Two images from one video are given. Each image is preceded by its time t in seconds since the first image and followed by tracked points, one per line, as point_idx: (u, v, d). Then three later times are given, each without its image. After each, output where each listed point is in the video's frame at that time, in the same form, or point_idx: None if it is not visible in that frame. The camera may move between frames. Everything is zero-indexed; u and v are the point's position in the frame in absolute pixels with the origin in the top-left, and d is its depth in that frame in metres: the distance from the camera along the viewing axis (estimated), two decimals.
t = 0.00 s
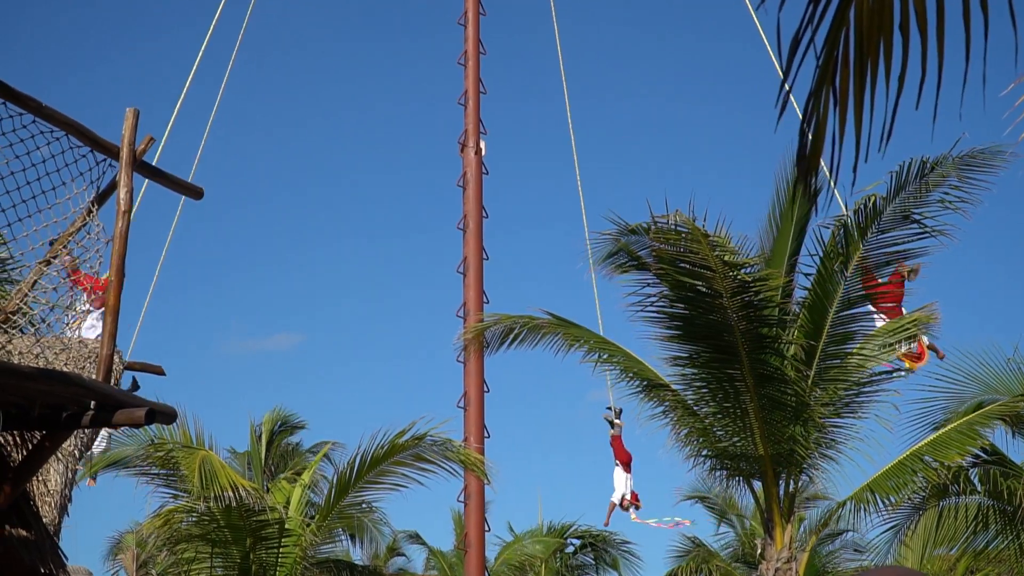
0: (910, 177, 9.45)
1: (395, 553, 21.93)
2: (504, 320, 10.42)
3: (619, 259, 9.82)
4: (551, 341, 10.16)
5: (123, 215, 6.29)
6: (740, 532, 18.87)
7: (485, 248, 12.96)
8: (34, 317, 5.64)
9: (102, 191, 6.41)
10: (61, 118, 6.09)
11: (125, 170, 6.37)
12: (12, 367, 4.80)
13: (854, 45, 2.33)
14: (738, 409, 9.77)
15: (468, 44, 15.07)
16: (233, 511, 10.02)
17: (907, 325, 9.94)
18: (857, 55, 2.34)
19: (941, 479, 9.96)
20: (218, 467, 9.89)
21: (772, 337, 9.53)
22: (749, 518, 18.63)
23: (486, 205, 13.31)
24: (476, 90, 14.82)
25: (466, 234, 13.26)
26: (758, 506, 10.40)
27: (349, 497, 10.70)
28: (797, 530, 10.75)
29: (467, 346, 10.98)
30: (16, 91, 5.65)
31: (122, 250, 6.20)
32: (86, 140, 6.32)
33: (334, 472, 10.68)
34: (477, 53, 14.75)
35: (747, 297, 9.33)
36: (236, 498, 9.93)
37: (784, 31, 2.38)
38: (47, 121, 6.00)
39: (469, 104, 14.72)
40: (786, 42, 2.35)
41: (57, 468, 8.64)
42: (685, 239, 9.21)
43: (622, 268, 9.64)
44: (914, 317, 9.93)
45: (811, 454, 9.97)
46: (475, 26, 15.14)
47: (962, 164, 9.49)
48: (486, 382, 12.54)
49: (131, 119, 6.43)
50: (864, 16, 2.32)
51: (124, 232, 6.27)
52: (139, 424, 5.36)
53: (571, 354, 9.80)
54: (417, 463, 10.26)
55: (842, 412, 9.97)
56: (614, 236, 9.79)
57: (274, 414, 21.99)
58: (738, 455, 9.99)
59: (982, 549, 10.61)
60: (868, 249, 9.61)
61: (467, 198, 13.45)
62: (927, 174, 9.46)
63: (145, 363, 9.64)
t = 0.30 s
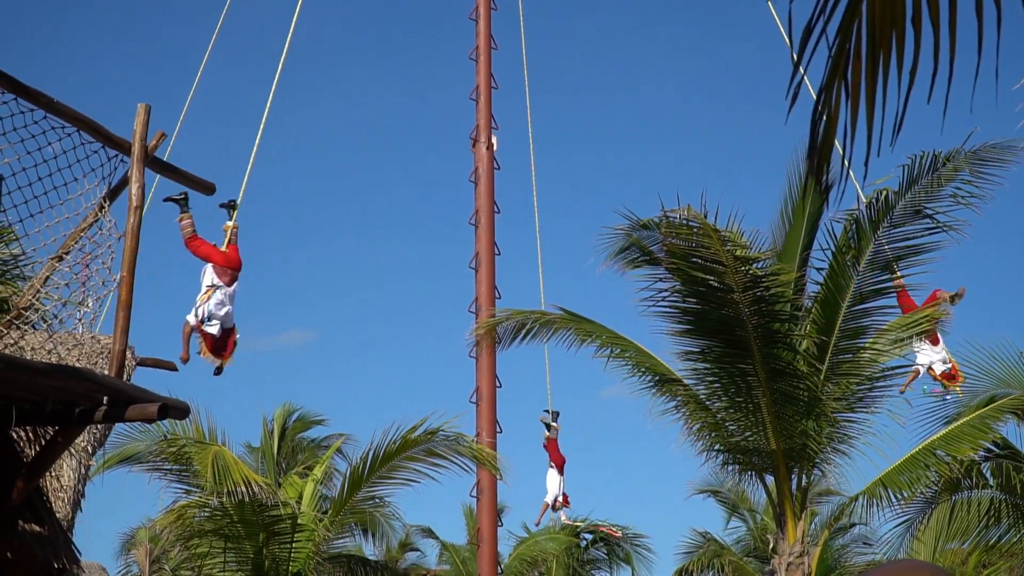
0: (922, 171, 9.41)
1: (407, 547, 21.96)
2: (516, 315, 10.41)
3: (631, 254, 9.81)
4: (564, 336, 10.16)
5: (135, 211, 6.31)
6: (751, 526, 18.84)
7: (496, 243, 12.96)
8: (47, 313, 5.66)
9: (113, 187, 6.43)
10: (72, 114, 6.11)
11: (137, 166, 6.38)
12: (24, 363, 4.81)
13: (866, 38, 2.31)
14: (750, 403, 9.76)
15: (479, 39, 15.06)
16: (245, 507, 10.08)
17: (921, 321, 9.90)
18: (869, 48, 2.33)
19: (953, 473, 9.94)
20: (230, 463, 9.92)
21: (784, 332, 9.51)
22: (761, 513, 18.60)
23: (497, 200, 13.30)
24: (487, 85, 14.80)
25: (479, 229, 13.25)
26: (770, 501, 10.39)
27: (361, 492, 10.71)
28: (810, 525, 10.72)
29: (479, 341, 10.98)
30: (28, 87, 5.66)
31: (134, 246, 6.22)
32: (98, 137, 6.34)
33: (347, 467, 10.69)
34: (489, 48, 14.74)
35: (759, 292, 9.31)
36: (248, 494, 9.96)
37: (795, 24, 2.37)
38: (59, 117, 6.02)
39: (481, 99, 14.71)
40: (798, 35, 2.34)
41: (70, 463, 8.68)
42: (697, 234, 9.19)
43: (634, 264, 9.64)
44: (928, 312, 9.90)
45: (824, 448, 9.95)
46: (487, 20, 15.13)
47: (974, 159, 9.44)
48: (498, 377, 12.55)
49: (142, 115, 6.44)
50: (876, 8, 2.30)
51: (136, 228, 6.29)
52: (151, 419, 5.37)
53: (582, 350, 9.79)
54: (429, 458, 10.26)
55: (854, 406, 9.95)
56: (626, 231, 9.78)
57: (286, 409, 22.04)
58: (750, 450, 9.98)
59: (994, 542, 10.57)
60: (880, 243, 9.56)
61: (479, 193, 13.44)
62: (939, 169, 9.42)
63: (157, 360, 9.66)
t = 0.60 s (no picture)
0: (934, 157, 9.35)
1: (419, 534, 22.01)
2: (527, 302, 10.39)
3: (642, 240, 9.79)
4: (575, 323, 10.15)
5: (146, 197, 6.31)
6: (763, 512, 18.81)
7: (507, 230, 12.94)
8: (58, 300, 5.67)
9: (124, 174, 6.43)
10: (82, 100, 6.10)
11: (148, 153, 6.38)
12: (35, 349, 4.82)
13: (870, 20, 2.29)
14: (761, 389, 9.74)
15: (490, 26, 15.02)
16: (257, 492, 10.09)
17: (932, 308, 9.86)
18: (873, 31, 2.31)
19: (964, 459, 9.91)
20: (242, 449, 9.95)
21: (795, 319, 9.48)
22: (773, 499, 18.56)
23: (508, 187, 13.28)
24: (499, 71, 14.76)
25: (490, 215, 13.24)
26: (782, 486, 10.37)
27: (373, 478, 10.73)
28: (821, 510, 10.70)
29: (490, 328, 10.97)
30: (38, 74, 5.66)
31: (145, 232, 6.22)
32: (109, 123, 6.34)
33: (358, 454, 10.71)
34: (499, 35, 14.70)
35: (769, 279, 9.28)
36: (260, 480, 9.99)
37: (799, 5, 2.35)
38: (69, 104, 6.02)
39: (492, 86, 14.67)
40: (801, 16, 2.31)
41: (81, 450, 8.71)
42: (708, 221, 9.16)
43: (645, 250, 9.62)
44: (938, 299, 9.84)
45: (835, 434, 9.93)
46: (497, 7, 15.08)
47: (986, 145, 9.38)
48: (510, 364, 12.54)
49: (153, 101, 6.44)
50: None
51: (147, 214, 6.29)
52: (163, 406, 5.37)
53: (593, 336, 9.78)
54: (441, 445, 10.28)
55: (866, 393, 9.91)
56: (637, 217, 9.75)
57: (297, 396, 22.10)
58: (761, 436, 9.97)
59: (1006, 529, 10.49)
60: (892, 229, 9.51)
61: (490, 179, 13.42)
62: (951, 155, 9.36)
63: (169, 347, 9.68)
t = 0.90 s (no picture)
0: (943, 144, 9.28)
1: (428, 521, 22.05)
2: (536, 289, 10.36)
3: (651, 226, 9.75)
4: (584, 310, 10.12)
5: (154, 183, 6.29)
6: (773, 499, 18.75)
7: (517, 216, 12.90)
8: (66, 287, 5.66)
9: (133, 160, 6.42)
10: (91, 86, 6.09)
11: (156, 139, 6.37)
12: (44, 336, 4.81)
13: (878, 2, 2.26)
14: (770, 376, 9.70)
15: (500, 12, 14.95)
16: (266, 479, 10.09)
17: (939, 294, 9.82)
18: (880, 13, 2.27)
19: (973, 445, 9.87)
20: (251, 436, 9.95)
21: (804, 305, 9.43)
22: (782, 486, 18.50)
23: (518, 173, 13.24)
24: (508, 58, 14.70)
25: (499, 202, 13.20)
26: (791, 472, 10.35)
27: (382, 465, 10.73)
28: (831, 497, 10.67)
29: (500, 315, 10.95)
30: (46, 60, 5.65)
31: (154, 218, 6.21)
32: (118, 110, 6.33)
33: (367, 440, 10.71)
34: (510, 21, 14.64)
35: (778, 266, 9.23)
36: (269, 467, 10.00)
37: None
38: (79, 90, 6.01)
39: (502, 73, 14.61)
40: None
41: (90, 436, 8.72)
42: (716, 209, 9.12)
43: (655, 237, 9.59)
44: (945, 287, 9.79)
45: (844, 421, 9.89)
46: None
47: (995, 132, 9.32)
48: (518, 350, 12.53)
49: (162, 87, 6.42)
50: None
51: (155, 200, 6.28)
52: (172, 393, 5.36)
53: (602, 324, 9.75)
54: (450, 431, 10.27)
55: (876, 379, 9.87)
56: (646, 204, 9.71)
57: (306, 383, 22.14)
58: (771, 422, 9.94)
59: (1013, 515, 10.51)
60: (901, 216, 9.46)
61: (499, 165, 13.38)
62: (960, 141, 9.29)
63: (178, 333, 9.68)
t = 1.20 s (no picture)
0: (939, 135, 9.26)
1: (424, 511, 22.08)
2: (532, 279, 10.35)
3: (648, 217, 9.73)
4: (580, 300, 10.11)
5: (150, 171, 6.27)
6: (769, 489, 18.77)
7: (513, 206, 12.87)
8: (61, 275, 5.64)
9: (128, 148, 6.40)
10: (87, 75, 6.06)
11: (152, 127, 6.34)
12: (38, 325, 4.79)
13: None
14: (766, 366, 9.70)
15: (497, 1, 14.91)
16: (261, 468, 10.08)
17: (936, 285, 9.90)
18: None
19: (967, 435, 9.88)
20: (247, 425, 9.92)
21: (800, 296, 9.43)
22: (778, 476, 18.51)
23: (514, 162, 13.21)
24: (505, 47, 14.66)
25: (495, 192, 13.18)
26: (786, 462, 10.36)
27: (378, 454, 10.73)
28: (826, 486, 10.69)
29: (496, 305, 10.94)
30: (41, 48, 5.62)
31: (149, 207, 6.19)
32: (114, 98, 6.30)
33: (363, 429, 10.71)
34: (507, 10, 14.59)
35: (773, 256, 9.22)
36: (264, 456, 9.99)
37: None
38: (74, 78, 5.98)
39: (498, 62, 14.57)
40: None
41: (85, 426, 8.70)
42: (711, 200, 9.10)
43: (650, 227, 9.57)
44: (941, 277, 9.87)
45: (839, 411, 9.89)
46: None
47: (992, 124, 9.29)
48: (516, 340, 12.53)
49: (158, 76, 6.39)
50: None
51: (151, 188, 6.26)
52: (167, 381, 5.34)
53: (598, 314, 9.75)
54: (446, 421, 10.27)
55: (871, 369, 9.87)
56: (642, 194, 9.69)
57: (302, 371, 22.17)
58: (766, 412, 9.94)
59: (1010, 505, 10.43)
60: (897, 206, 9.45)
61: (496, 155, 13.36)
62: (956, 133, 9.27)
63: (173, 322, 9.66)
